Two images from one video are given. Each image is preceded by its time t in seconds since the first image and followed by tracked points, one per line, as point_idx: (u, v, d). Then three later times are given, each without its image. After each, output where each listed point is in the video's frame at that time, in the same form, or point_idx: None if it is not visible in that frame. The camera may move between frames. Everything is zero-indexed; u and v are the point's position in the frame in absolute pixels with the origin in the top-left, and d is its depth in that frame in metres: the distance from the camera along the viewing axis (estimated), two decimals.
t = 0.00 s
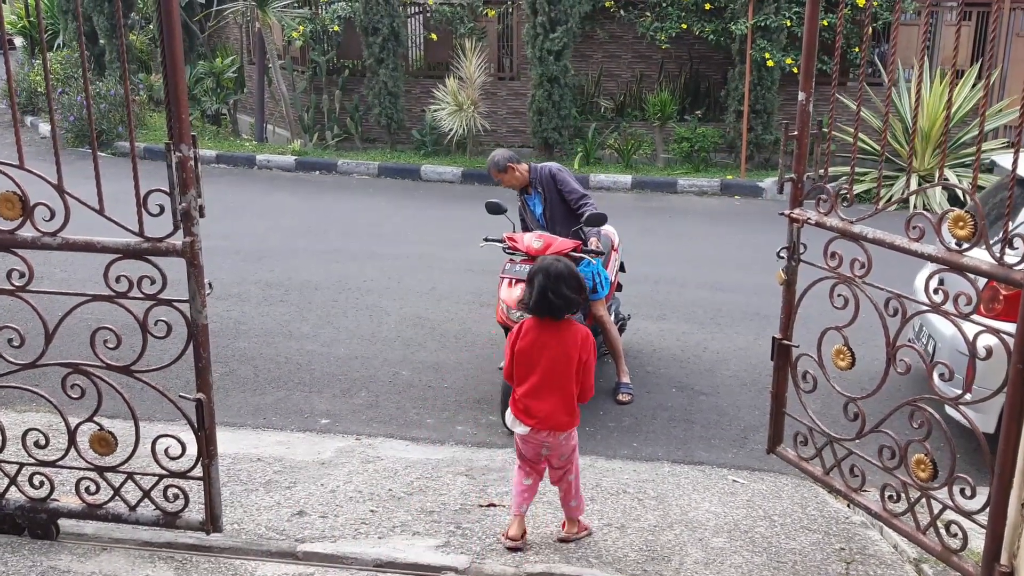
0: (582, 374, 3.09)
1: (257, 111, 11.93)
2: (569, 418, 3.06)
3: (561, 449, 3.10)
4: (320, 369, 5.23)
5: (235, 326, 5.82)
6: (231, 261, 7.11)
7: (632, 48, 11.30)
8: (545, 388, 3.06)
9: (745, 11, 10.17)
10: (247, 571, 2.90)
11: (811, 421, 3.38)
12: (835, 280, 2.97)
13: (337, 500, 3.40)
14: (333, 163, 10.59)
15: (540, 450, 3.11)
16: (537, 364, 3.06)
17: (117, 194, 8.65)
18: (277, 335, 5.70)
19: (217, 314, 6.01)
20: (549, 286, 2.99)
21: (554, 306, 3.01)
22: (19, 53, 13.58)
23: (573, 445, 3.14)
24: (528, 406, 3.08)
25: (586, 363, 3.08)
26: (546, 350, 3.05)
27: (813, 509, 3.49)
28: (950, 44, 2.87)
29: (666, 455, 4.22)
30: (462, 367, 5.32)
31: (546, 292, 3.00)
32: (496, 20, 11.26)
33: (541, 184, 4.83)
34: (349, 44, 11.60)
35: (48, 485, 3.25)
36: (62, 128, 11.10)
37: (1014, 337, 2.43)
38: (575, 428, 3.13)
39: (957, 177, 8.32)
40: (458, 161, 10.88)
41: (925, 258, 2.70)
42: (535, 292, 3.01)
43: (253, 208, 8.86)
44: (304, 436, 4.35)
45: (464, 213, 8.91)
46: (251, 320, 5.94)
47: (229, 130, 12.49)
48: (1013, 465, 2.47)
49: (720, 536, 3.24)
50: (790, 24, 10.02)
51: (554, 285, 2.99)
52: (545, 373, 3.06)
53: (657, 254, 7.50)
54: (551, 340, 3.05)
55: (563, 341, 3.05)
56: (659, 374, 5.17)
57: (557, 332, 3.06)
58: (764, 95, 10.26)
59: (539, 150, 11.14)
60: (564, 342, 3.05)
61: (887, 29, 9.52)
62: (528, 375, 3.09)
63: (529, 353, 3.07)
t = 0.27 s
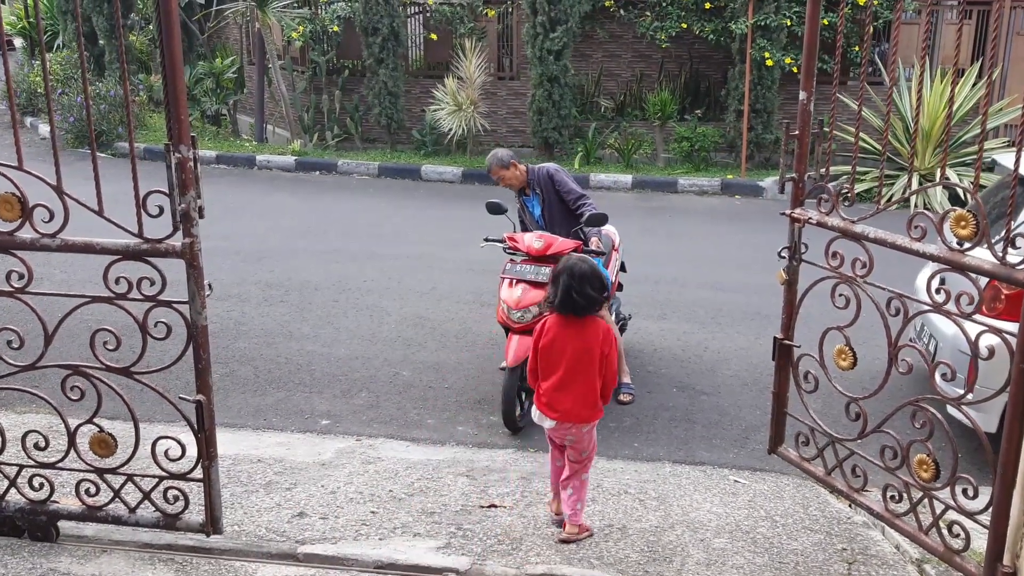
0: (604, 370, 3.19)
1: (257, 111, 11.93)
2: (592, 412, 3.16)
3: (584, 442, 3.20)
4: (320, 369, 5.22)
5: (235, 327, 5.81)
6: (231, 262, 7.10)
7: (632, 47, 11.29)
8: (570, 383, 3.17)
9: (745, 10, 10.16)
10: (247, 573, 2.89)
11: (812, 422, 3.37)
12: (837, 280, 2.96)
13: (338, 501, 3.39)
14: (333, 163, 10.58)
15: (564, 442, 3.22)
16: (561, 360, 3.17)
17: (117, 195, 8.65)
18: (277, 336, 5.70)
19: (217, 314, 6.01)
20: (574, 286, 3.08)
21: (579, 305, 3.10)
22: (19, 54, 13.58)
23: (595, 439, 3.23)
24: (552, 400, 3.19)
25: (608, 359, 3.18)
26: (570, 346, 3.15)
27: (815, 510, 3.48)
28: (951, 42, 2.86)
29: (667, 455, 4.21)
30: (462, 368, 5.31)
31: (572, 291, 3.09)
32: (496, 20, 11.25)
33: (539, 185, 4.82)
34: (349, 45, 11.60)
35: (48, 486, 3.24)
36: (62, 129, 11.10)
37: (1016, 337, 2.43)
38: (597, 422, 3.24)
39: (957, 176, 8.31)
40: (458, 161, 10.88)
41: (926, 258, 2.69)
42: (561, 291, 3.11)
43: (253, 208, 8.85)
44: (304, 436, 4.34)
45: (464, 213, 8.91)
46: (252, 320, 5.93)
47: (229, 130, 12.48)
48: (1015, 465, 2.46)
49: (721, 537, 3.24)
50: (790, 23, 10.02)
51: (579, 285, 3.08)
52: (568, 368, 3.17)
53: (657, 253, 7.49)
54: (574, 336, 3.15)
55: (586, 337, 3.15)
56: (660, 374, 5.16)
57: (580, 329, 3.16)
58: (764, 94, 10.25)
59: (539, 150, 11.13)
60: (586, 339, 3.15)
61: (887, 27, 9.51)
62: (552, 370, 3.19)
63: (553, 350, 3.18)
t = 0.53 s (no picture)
0: (616, 367, 3.33)
1: (257, 110, 11.92)
2: (605, 408, 3.28)
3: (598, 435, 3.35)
4: (321, 368, 5.22)
5: (236, 326, 5.80)
6: (231, 261, 7.10)
7: (632, 45, 11.28)
8: (585, 380, 3.29)
9: (745, 7, 10.15)
10: (249, 572, 2.89)
11: (814, 419, 3.36)
12: (838, 277, 2.95)
13: (339, 501, 3.39)
14: (334, 162, 10.57)
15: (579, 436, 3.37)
16: (575, 358, 3.29)
17: (117, 195, 8.65)
18: (278, 335, 5.69)
19: (218, 314, 6.00)
20: (584, 288, 3.19)
21: (589, 307, 3.22)
22: (19, 54, 13.58)
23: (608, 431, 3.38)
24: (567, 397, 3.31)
25: (619, 358, 3.32)
26: (584, 344, 3.28)
27: (817, 507, 3.47)
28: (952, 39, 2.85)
29: (669, 453, 4.20)
30: (464, 366, 5.31)
31: (582, 294, 3.20)
32: (496, 18, 11.23)
33: (545, 181, 4.81)
34: (348, 43, 11.60)
35: (49, 487, 3.24)
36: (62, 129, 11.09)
37: (1018, 333, 2.42)
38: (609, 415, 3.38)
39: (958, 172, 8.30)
40: (458, 160, 10.87)
41: (927, 254, 2.68)
42: (574, 293, 3.22)
43: (254, 208, 8.84)
44: (305, 436, 4.34)
45: (465, 211, 8.91)
46: (252, 320, 5.93)
47: (229, 130, 12.48)
48: (1017, 462, 2.45)
49: (723, 535, 3.23)
50: (790, 20, 10.01)
51: (588, 287, 3.18)
52: (582, 366, 3.29)
53: (658, 251, 7.48)
54: (587, 336, 3.28)
55: (598, 337, 3.28)
56: (662, 372, 5.15)
57: (592, 329, 3.29)
58: (765, 92, 10.23)
59: (539, 148, 11.12)
60: (600, 338, 3.28)
61: (887, 24, 9.50)
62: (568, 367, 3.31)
63: (567, 349, 3.30)
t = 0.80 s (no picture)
0: (635, 363, 3.39)
1: (257, 110, 11.92)
2: (621, 403, 3.36)
3: (616, 430, 3.40)
4: (322, 368, 5.22)
5: (236, 326, 5.81)
6: (231, 261, 7.10)
7: (632, 42, 11.27)
8: (603, 375, 3.38)
9: (745, 4, 10.15)
10: (250, 572, 2.89)
11: (814, 417, 3.36)
12: (838, 275, 2.94)
13: (340, 499, 3.40)
14: (334, 161, 10.58)
15: (597, 430, 3.43)
16: (594, 352, 3.38)
17: (118, 194, 8.65)
18: (279, 334, 5.69)
19: (219, 313, 6.01)
20: (608, 287, 3.30)
21: (614, 304, 3.32)
22: (18, 54, 13.58)
23: (626, 427, 3.43)
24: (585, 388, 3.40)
25: (638, 355, 3.38)
26: (603, 340, 3.36)
27: (818, 504, 3.48)
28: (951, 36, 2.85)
29: (669, 451, 4.21)
30: (465, 365, 5.31)
31: (606, 292, 3.31)
32: (496, 17, 11.23)
33: (566, 178, 4.83)
34: (348, 42, 11.60)
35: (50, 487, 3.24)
36: (62, 129, 11.10)
37: (1018, 330, 2.42)
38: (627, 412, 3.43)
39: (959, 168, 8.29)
40: (459, 158, 10.86)
41: (927, 251, 2.68)
42: (598, 288, 3.33)
43: (254, 207, 8.84)
44: (305, 435, 4.34)
45: (466, 209, 8.91)
46: (253, 319, 5.93)
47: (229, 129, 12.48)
48: (1017, 459, 2.45)
49: (724, 532, 3.23)
50: (790, 17, 10.01)
51: (611, 286, 3.30)
52: (600, 360, 3.37)
53: (658, 249, 7.49)
54: (608, 331, 3.36)
55: (618, 333, 3.36)
56: (662, 370, 5.16)
57: (615, 326, 3.37)
58: (765, 89, 10.22)
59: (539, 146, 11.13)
60: (620, 335, 3.36)
61: (887, 21, 9.49)
62: (586, 361, 3.40)
63: (587, 343, 3.39)
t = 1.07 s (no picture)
0: (652, 355, 3.52)
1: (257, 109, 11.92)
2: (641, 395, 3.48)
3: (634, 422, 3.50)
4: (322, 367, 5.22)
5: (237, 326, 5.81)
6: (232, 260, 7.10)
7: (632, 41, 11.27)
8: (622, 367, 3.49)
9: (745, 3, 10.15)
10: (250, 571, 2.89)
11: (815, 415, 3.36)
12: (838, 273, 2.94)
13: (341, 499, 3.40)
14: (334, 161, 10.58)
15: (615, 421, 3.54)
16: (612, 346, 3.49)
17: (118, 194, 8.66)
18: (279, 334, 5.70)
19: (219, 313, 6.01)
20: (626, 284, 3.42)
21: (632, 300, 3.44)
22: (19, 54, 13.59)
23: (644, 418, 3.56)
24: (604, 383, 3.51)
25: (654, 347, 3.50)
26: (622, 334, 3.48)
27: (818, 503, 3.48)
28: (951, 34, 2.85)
29: (670, 450, 4.21)
30: (465, 364, 5.32)
31: (623, 289, 3.43)
32: (496, 16, 11.23)
33: (589, 183, 4.88)
34: (348, 41, 11.61)
35: (51, 486, 3.24)
36: (62, 129, 11.11)
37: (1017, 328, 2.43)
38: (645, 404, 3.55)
39: (960, 167, 8.29)
40: (459, 157, 10.87)
41: (927, 250, 2.68)
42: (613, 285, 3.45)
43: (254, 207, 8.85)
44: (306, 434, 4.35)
45: (466, 209, 8.92)
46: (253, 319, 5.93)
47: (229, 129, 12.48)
48: (1017, 457, 2.46)
49: (724, 531, 3.23)
50: (790, 16, 10.01)
51: (629, 283, 3.42)
52: (619, 354, 3.49)
53: (659, 248, 7.49)
54: (626, 325, 3.48)
55: (635, 327, 3.47)
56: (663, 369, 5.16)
57: (631, 320, 3.49)
58: (765, 88, 10.22)
59: (539, 145, 11.12)
60: (637, 328, 3.47)
61: (887, 20, 9.49)
62: (605, 355, 3.51)
63: (604, 337, 3.51)
